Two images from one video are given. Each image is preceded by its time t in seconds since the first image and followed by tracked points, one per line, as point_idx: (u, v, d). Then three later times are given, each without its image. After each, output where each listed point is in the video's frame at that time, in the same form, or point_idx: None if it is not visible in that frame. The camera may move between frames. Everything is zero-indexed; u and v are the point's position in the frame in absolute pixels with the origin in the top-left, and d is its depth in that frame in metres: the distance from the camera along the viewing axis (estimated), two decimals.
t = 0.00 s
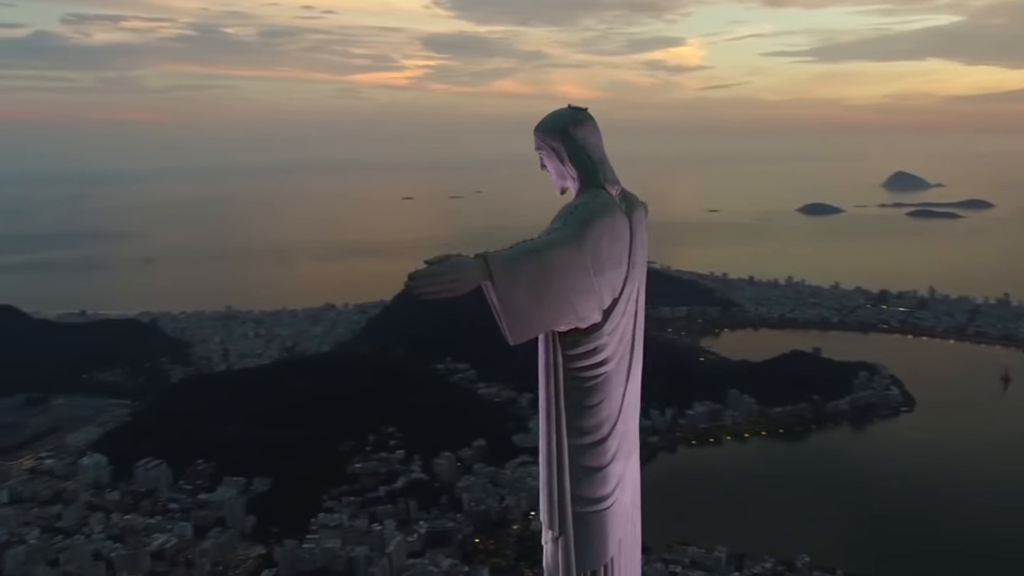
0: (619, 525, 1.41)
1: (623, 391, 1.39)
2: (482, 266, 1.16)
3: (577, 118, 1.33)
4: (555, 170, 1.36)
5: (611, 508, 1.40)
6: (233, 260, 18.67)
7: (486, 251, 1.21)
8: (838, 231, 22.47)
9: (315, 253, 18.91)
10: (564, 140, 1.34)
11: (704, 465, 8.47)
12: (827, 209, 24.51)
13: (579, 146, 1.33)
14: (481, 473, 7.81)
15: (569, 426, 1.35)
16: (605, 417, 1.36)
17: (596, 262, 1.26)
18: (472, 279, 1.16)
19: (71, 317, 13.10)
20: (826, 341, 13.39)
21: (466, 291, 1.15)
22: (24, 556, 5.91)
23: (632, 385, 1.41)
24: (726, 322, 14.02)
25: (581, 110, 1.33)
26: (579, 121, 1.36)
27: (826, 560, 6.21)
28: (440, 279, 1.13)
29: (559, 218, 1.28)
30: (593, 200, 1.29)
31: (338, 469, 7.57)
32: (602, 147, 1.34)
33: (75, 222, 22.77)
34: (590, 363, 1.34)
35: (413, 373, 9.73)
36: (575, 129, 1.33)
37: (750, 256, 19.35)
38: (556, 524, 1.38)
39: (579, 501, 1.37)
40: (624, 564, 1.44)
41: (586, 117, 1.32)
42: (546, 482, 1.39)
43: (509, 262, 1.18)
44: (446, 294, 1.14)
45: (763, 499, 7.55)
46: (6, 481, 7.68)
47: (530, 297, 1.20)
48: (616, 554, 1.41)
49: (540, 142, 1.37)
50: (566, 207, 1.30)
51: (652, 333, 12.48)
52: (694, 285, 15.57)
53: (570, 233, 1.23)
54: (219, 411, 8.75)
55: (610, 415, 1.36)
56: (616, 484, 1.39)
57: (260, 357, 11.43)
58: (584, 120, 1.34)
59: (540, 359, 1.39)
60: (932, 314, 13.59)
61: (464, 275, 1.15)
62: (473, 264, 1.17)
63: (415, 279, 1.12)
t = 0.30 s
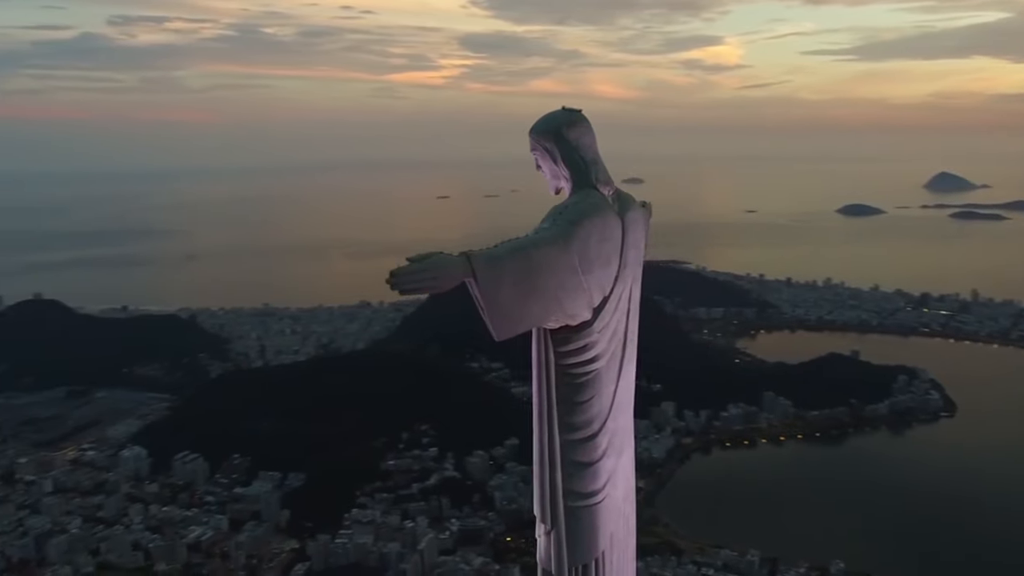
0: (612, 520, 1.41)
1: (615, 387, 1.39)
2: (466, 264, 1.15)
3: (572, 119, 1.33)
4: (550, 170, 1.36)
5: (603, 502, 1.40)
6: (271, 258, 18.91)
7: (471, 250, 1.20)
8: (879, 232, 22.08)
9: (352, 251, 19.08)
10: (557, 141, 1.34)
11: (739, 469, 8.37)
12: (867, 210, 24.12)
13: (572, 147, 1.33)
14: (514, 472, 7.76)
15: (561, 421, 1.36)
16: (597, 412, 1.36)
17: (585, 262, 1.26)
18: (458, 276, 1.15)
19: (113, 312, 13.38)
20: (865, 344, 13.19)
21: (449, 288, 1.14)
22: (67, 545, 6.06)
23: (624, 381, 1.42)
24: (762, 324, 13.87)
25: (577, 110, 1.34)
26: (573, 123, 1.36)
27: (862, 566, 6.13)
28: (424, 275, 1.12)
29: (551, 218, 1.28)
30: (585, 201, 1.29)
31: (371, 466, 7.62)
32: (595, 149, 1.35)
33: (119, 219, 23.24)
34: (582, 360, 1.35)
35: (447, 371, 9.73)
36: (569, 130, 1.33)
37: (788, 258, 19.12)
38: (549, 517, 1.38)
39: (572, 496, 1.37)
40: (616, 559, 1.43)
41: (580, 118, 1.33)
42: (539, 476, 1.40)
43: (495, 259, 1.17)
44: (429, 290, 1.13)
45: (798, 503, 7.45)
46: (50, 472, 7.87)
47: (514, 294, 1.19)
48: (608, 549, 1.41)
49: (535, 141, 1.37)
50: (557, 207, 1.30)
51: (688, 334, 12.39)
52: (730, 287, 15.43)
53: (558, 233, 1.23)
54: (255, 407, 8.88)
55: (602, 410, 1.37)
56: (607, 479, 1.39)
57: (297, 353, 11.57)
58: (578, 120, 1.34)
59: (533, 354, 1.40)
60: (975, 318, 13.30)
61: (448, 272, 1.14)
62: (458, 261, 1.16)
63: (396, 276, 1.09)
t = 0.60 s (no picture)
0: (605, 515, 1.41)
1: (610, 384, 1.39)
2: (452, 261, 1.16)
3: (569, 120, 1.34)
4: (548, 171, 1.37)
5: (596, 497, 1.40)
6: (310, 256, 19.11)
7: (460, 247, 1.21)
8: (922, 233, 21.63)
9: (389, 250, 19.22)
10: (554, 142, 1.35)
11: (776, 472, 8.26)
12: (909, 211, 23.66)
13: (568, 148, 1.34)
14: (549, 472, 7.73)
15: (555, 417, 1.36)
16: (591, 408, 1.36)
17: (575, 260, 1.26)
18: (444, 274, 1.16)
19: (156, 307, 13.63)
20: (906, 348, 12.94)
21: (435, 284, 1.15)
22: (109, 535, 6.20)
23: (619, 378, 1.41)
24: (801, 326, 13.68)
25: (573, 111, 1.34)
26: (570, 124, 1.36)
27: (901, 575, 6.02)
28: (408, 272, 1.13)
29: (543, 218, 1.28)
30: (579, 202, 1.29)
31: (406, 463, 7.67)
32: (592, 149, 1.35)
33: (162, 216, 23.62)
34: (575, 357, 1.35)
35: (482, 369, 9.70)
36: (565, 133, 1.33)
37: (828, 260, 18.83)
38: (542, 511, 1.38)
39: (565, 490, 1.37)
40: (609, 554, 1.44)
41: (577, 118, 1.33)
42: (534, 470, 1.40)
43: (482, 258, 1.18)
44: (414, 287, 1.14)
45: (835, 508, 7.34)
46: (94, 463, 8.05)
47: (502, 293, 1.20)
48: (601, 543, 1.41)
49: (533, 142, 1.38)
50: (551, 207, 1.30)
51: (725, 335, 12.28)
52: (768, 288, 15.24)
53: (548, 232, 1.23)
54: (292, 403, 9.00)
55: (595, 406, 1.37)
56: (601, 475, 1.39)
57: (334, 350, 11.68)
58: (574, 121, 1.34)
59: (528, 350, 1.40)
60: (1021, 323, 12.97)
61: (434, 269, 1.15)
62: (446, 259, 1.17)
63: (381, 271, 1.11)
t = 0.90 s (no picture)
0: (600, 510, 1.41)
1: (607, 380, 1.39)
2: (440, 259, 1.17)
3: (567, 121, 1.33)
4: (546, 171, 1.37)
5: (591, 493, 1.40)
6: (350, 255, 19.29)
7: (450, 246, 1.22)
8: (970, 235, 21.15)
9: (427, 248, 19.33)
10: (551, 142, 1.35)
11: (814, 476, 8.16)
12: (957, 213, 23.14)
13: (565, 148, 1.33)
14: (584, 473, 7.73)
15: (550, 411, 1.36)
16: (586, 405, 1.36)
17: (568, 260, 1.26)
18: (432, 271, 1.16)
19: (198, 303, 13.87)
20: (951, 352, 12.67)
21: (423, 280, 1.15)
22: (151, 525, 6.32)
23: (616, 375, 1.40)
24: (841, 329, 13.48)
25: (571, 111, 1.33)
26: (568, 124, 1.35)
27: None
28: (394, 269, 1.14)
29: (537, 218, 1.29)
30: (573, 202, 1.29)
31: (441, 461, 7.71)
32: (590, 148, 1.34)
33: (206, 213, 24.05)
34: (570, 353, 1.34)
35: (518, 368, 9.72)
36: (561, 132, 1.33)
37: (871, 262, 18.52)
38: (538, 505, 1.39)
39: (560, 485, 1.38)
40: (605, 549, 1.44)
41: (575, 118, 1.32)
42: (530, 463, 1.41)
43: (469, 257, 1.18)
44: (402, 283, 1.15)
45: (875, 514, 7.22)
46: (137, 455, 8.22)
47: (492, 291, 1.21)
48: (596, 538, 1.42)
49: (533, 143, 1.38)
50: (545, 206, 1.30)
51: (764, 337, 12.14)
52: (809, 290, 15.03)
53: (539, 232, 1.23)
54: (329, 399, 9.10)
55: (590, 403, 1.37)
56: (596, 471, 1.39)
57: (371, 347, 11.78)
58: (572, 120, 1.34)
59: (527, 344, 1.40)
60: None
61: (421, 266, 1.15)
62: (434, 256, 1.17)
63: (369, 267, 1.12)
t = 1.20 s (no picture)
0: (595, 503, 1.52)
1: (602, 378, 1.49)
2: (432, 256, 1.24)
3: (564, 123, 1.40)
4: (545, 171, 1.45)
5: (587, 487, 1.50)
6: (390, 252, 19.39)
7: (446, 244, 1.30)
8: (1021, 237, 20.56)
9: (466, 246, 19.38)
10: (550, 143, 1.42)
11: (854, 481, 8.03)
12: (1009, 214, 22.51)
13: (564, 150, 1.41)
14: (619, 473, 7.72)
15: (548, 408, 1.47)
16: (581, 402, 1.46)
17: (562, 258, 1.35)
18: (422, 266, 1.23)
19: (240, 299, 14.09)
20: (999, 357, 12.36)
21: (413, 274, 1.22)
22: (192, 515, 6.46)
23: (611, 372, 1.50)
24: (883, 332, 13.26)
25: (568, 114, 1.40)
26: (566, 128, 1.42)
27: None
28: (384, 262, 1.20)
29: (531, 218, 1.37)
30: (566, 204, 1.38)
31: (477, 459, 7.74)
32: (584, 150, 1.42)
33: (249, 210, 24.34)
34: (566, 351, 1.44)
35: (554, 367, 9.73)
36: (560, 134, 1.41)
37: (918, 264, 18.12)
38: (537, 498, 1.50)
39: (557, 479, 1.48)
40: (601, 542, 1.54)
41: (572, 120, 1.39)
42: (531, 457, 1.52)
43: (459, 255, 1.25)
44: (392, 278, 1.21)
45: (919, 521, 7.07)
46: (179, 447, 8.41)
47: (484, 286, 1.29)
48: (592, 531, 1.52)
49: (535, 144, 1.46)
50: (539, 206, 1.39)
51: (805, 338, 11.98)
52: (851, 292, 14.79)
53: (531, 232, 1.32)
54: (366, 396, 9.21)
55: (585, 400, 1.47)
56: (591, 465, 1.50)
57: (409, 344, 11.85)
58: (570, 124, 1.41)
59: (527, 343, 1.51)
60: None
61: (410, 261, 1.21)
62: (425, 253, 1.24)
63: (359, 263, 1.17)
